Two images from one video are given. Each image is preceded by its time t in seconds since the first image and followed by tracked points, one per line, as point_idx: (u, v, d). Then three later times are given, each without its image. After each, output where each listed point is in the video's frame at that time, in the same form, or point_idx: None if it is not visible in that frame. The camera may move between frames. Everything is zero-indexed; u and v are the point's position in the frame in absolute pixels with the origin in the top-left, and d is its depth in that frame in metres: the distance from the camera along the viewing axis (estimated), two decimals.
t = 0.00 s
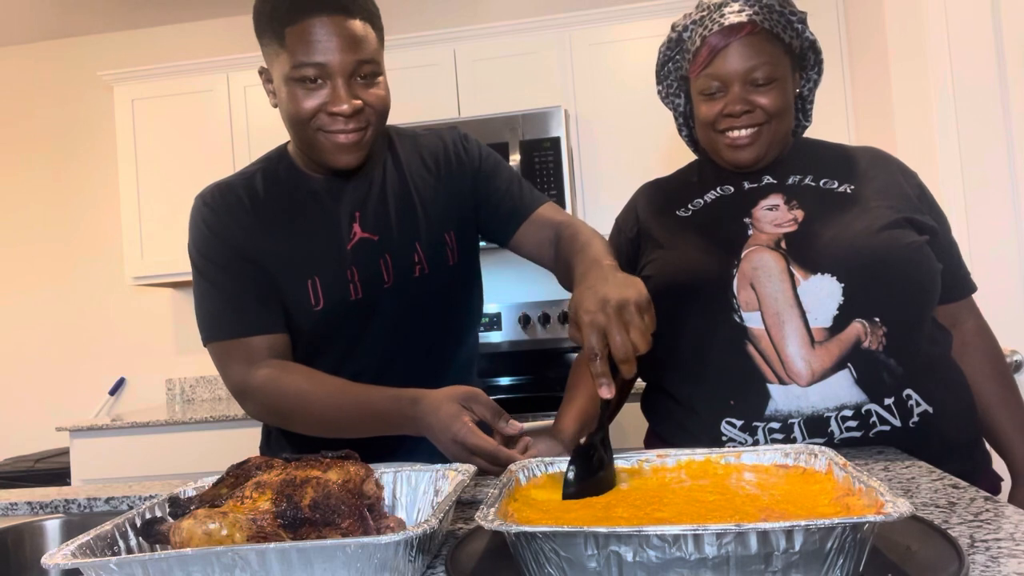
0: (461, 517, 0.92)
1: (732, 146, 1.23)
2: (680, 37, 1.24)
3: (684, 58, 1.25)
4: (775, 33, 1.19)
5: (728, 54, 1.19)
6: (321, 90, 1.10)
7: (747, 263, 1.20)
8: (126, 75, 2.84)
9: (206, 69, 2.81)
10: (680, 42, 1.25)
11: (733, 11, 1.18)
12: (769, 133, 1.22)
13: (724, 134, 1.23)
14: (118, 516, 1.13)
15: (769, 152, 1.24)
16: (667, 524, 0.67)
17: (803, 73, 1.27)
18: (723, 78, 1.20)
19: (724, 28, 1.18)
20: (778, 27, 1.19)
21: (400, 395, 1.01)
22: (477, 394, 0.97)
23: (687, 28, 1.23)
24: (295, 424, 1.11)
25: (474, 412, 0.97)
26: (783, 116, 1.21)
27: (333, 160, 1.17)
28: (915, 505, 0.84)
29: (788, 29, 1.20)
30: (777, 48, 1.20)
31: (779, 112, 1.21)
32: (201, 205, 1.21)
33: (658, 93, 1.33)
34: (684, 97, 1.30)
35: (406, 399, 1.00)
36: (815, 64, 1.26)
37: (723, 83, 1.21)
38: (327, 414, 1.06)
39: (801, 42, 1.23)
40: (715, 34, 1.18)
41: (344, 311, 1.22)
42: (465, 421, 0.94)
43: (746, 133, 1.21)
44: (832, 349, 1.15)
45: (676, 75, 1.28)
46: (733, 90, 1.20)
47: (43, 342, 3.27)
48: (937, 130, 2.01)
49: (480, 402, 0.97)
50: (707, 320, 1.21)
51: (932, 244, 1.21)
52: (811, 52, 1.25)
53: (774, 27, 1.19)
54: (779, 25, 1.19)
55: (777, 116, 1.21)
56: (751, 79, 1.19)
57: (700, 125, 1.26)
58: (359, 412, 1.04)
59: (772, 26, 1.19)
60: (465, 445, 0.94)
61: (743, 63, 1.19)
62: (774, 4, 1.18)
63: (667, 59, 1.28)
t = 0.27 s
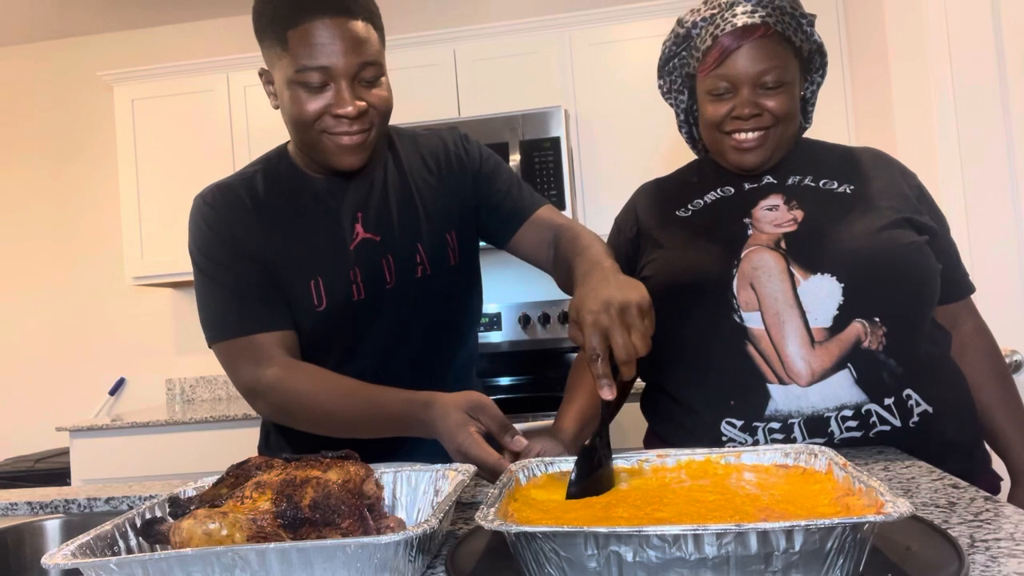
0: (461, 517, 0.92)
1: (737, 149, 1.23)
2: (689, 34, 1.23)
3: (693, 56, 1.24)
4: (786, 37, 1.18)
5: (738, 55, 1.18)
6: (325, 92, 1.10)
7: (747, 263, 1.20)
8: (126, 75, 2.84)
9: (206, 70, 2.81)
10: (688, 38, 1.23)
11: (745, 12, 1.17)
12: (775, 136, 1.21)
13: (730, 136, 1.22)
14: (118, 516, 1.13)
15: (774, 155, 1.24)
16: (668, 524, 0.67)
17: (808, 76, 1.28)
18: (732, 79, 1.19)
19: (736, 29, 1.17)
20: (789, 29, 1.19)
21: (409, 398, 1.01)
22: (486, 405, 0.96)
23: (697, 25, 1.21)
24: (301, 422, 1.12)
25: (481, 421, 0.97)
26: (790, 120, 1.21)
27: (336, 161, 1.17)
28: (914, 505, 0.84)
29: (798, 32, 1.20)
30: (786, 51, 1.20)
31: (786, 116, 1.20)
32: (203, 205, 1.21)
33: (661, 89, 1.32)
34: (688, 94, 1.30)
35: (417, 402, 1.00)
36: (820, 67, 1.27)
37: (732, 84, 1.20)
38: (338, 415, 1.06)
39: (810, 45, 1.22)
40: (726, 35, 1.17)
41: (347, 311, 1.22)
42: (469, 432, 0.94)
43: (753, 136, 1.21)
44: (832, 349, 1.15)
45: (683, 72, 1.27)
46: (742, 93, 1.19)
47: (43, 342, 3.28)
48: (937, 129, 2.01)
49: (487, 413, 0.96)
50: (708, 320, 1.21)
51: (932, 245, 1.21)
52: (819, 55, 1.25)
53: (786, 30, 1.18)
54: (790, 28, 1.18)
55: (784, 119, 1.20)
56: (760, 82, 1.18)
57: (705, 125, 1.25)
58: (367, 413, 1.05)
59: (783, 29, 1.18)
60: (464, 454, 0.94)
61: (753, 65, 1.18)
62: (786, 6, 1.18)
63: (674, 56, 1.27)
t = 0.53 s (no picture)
0: (462, 517, 0.92)
1: (740, 151, 1.23)
2: (694, 32, 1.22)
3: (697, 55, 1.23)
4: (792, 39, 1.18)
5: (744, 57, 1.18)
6: (330, 93, 1.10)
7: (747, 263, 1.20)
8: (126, 75, 2.84)
9: (206, 70, 2.81)
10: (692, 37, 1.22)
11: (752, 13, 1.16)
12: (778, 139, 1.22)
13: (733, 137, 1.22)
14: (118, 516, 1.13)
15: (777, 157, 1.25)
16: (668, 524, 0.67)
17: (810, 77, 1.28)
18: (737, 81, 1.19)
19: (743, 31, 1.16)
20: (796, 31, 1.18)
21: (423, 404, 1.04)
22: (491, 416, 1.00)
23: (702, 24, 1.20)
24: (308, 420, 1.11)
25: (485, 432, 1.00)
26: (794, 122, 1.21)
27: (339, 162, 1.17)
28: (915, 505, 0.84)
29: (804, 34, 1.19)
30: (792, 53, 1.19)
31: (790, 118, 1.20)
32: (204, 204, 1.20)
33: (663, 87, 1.31)
34: (690, 92, 1.29)
35: (428, 408, 1.04)
36: (823, 68, 1.27)
37: (736, 86, 1.19)
38: (352, 415, 1.06)
39: (814, 47, 1.22)
40: (733, 36, 1.17)
41: (351, 312, 1.22)
42: (470, 445, 0.98)
43: (756, 139, 1.21)
44: (832, 349, 1.16)
45: (685, 71, 1.26)
46: (747, 95, 1.19)
47: (43, 342, 3.28)
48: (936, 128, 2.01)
49: (490, 425, 1.00)
50: (707, 320, 1.21)
51: (932, 245, 1.20)
52: (822, 57, 1.24)
53: (792, 32, 1.18)
54: (796, 31, 1.18)
55: (788, 122, 1.20)
56: (765, 84, 1.18)
57: (707, 126, 1.25)
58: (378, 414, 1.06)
59: (790, 31, 1.17)
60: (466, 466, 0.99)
61: (759, 67, 1.18)
62: (793, 8, 1.17)
63: (677, 54, 1.25)
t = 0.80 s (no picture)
0: (462, 518, 0.92)
1: (742, 153, 1.23)
2: (696, 33, 1.21)
3: (699, 56, 1.22)
4: (795, 43, 1.18)
5: (747, 59, 1.17)
6: (334, 93, 1.10)
7: (748, 263, 1.20)
8: (127, 75, 2.84)
9: (206, 69, 2.81)
10: (695, 38, 1.22)
11: (756, 15, 1.16)
12: (780, 142, 1.22)
13: (735, 140, 1.22)
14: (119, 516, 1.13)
15: (778, 159, 1.25)
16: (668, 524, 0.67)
17: (812, 79, 1.27)
18: (740, 83, 1.19)
19: (746, 34, 1.16)
20: (799, 34, 1.18)
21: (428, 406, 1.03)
22: (493, 422, 0.99)
23: (705, 25, 1.20)
24: (310, 421, 1.11)
25: (487, 437, 0.99)
26: (795, 125, 1.21)
27: (342, 162, 1.17)
28: (915, 505, 0.84)
29: (807, 37, 1.19)
30: (794, 56, 1.19)
31: (792, 121, 1.20)
32: (208, 205, 1.20)
33: (665, 87, 1.30)
34: (691, 92, 1.28)
35: (432, 411, 1.03)
36: (825, 70, 1.26)
37: (739, 88, 1.19)
38: (353, 417, 1.07)
39: (816, 49, 1.22)
40: (737, 39, 1.16)
41: (354, 312, 1.22)
42: (470, 449, 0.97)
43: (758, 142, 1.21)
44: (832, 349, 1.16)
45: (687, 71, 1.26)
46: (750, 99, 1.19)
47: (43, 342, 3.28)
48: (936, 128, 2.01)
49: (492, 430, 0.99)
50: (707, 320, 1.21)
51: (933, 245, 1.20)
52: (824, 58, 1.24)
53: (795, 35, 1.18)
54: (799, 34, 1.18)
55: (790, 125, 1.20)
56: (769, 87, 1.18)
57: (709, 128, 1.25)
58: (382, 416, 1.06)
59: (793, 34, 1.17)
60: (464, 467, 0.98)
61: (762, 70, 1.17)
62: (796, 10, 1.17)
63: (679, 54, 1.25)
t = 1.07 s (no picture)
0: (462, 517, 0.92)
1: (741, 153, 1.23)
2: (696, 32, 1.21)
3: (698, 56, 1.22)
4: (794, 41, 1.18)
5: (746, 58, 1.17)
6: (337, 95, 1.10)
7: (748, 264, 1.21)
8: (127, 75, 2.84)
9: (206, 69, 2.81)
10: (694, 37, 1.22)
11: (754, 14, 1.16)
12: (779, 141, 1.21)
13: (734, 139, 1.22)
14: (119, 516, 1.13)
15: (778, 159, 1.25)
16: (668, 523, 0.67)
17: (813, 79, 1.27)
18: (739, 82, 1.19)
19: (745, 32, 1.16)
20: (799, 33, 1.18)
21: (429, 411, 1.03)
22: (492, 427, 0.99)
23: (705, 25, 1.20)
24: (312, 424, 1.12)
25: (486, 442, 1.00)
26: (795, 125, 1.21)
27: (345, 165, 1.17)
28: (915, 505, 0.84)
29: (806, 35, 1.19)
30: (793, 55, 1.19)
31: (791, 121, 1.20)
32: (210, 206, 1.20)
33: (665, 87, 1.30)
34: (691, 92, 1.28)
35: (432, 419, 1.03)
36: (825, 70, 1.26)
37: (738, 87, 1.19)
38: (354, 421, 1.07)
39: (816, 49, 1.22)
40: (735, 37, 1.16)
41: (355, 314, 1.22)
42: (469, 455, 0.98)
43: (756, 141, 1.21)
44: (832, 350, 1.16)
45: (687, 71, 1.26)
46: (749, 98, 1.19)
47: (42, 342, 3.28)
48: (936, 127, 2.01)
49: (492, 436, 0.99)
50: (707, 320, 1.21)
51: (933, 246, 1.20)
52: (824, 58, 1.24)
53: (795, 35, 1.18)
54: (798, 32, 1.18)
55: (789, 125, 1.20)
56: (767, 86, 1.18)
57: (709, 127, 1.25)
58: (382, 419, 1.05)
59: (793, 34, 1.17)
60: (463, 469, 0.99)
61: (761, 69, 1.17)
62: (796, 10, 1.17)
63: (679, 54, 1.25)
